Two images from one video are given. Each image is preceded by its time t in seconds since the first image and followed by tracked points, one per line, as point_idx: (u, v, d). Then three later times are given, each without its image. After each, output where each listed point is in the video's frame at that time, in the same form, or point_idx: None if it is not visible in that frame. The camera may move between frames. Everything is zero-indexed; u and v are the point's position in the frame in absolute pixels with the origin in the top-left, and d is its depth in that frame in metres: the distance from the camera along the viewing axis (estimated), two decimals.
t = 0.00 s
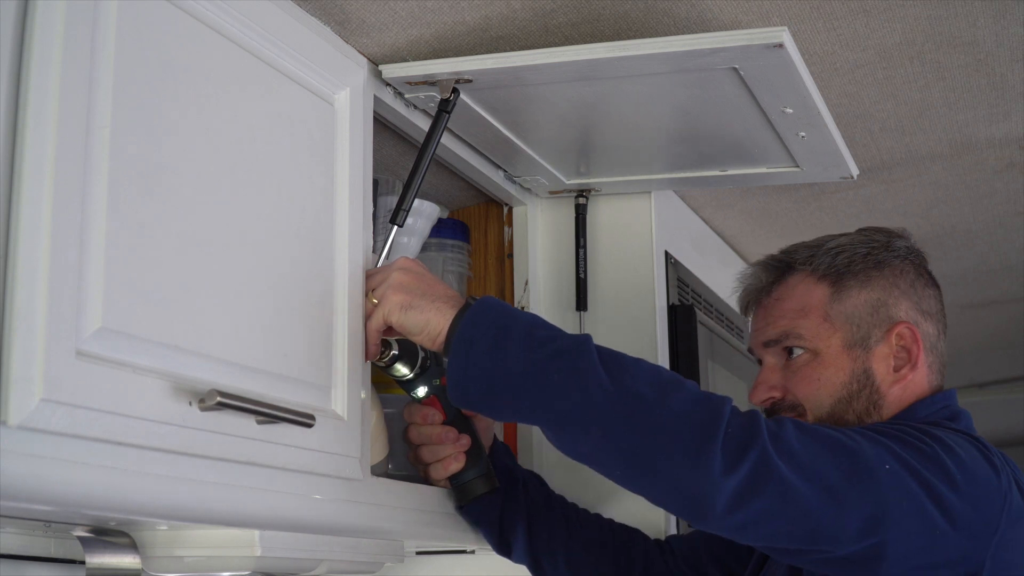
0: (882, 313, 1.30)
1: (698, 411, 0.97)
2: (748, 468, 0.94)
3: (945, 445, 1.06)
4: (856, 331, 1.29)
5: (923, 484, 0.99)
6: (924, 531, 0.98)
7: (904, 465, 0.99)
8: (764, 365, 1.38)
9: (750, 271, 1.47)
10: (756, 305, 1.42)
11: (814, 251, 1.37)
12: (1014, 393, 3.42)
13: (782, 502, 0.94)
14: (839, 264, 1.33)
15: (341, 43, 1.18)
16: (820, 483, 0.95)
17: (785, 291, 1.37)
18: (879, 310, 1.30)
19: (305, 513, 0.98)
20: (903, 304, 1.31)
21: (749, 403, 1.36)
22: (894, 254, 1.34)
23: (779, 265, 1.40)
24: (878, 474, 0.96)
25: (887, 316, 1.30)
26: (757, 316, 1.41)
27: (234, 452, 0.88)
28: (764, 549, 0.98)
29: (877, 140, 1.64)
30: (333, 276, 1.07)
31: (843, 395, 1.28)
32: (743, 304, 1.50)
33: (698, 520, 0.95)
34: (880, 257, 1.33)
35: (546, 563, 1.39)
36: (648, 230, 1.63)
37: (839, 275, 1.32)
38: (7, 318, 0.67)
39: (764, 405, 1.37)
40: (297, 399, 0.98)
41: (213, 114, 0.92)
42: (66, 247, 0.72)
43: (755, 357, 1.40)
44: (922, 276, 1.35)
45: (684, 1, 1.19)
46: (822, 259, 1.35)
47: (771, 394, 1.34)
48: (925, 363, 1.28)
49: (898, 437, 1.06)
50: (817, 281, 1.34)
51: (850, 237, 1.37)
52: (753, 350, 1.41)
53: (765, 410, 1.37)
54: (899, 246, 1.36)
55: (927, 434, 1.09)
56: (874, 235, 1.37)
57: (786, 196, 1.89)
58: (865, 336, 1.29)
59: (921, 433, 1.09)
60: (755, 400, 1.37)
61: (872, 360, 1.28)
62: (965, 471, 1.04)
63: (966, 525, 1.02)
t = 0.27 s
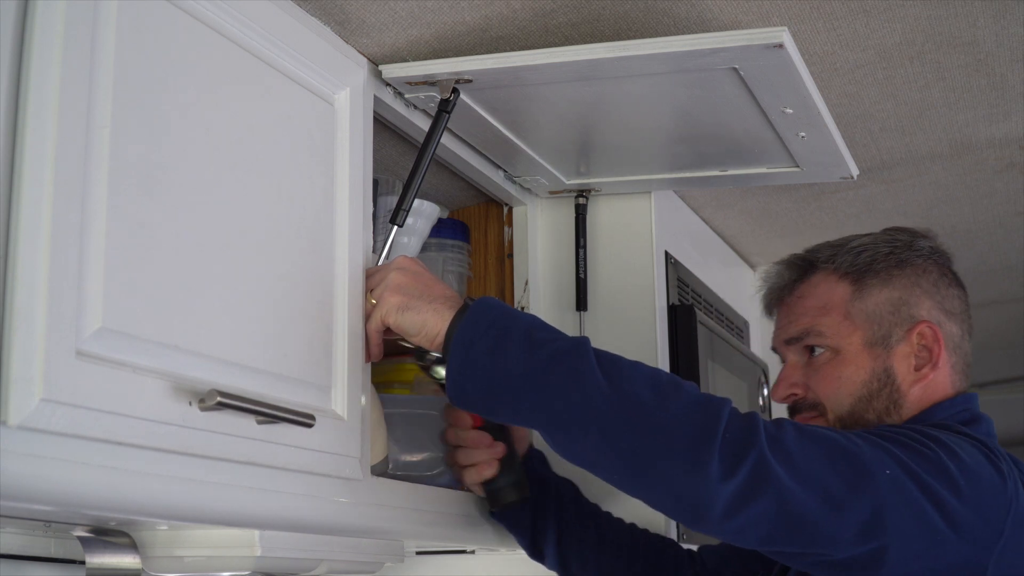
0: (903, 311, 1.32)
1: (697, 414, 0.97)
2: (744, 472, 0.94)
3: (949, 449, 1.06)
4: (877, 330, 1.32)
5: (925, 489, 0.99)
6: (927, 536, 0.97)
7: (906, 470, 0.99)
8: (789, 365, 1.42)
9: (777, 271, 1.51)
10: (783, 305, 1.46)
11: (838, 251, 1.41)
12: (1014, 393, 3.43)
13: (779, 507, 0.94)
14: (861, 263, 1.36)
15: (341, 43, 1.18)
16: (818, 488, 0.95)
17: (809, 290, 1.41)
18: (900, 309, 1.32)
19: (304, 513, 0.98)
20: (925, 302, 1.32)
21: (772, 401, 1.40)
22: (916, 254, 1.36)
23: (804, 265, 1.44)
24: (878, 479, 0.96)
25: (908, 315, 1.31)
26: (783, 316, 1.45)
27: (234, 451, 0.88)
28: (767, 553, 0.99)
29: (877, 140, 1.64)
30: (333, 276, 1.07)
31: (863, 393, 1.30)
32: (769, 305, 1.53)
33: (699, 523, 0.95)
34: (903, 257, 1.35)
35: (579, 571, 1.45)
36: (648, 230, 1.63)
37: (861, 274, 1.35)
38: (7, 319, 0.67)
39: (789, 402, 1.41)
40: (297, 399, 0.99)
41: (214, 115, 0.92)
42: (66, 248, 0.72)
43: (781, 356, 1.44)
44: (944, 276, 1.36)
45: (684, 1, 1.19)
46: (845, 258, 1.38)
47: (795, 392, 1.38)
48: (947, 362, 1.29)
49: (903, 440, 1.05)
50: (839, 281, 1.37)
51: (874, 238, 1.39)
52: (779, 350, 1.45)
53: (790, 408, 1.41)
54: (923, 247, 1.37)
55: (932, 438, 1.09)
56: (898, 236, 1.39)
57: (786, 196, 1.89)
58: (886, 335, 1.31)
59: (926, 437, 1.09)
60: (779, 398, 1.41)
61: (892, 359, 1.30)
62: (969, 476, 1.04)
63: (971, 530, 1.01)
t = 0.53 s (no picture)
0: (895, 314, 1.19)
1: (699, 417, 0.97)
2: (746, 482, 0.94)
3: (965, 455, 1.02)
4: (871, 339, 1.19)
5: (940, 498, 0.96)
6: (943, 546, 0.95)
7: (920, 479, 0.96)
8: (792, 392, 1.30)
9: (766, 292, 1.42)
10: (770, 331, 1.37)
11: (821, 262, 1.30)
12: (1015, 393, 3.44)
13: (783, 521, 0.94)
14: (842, 272, 1.25)
15: (342, 43, 1.18)
16: (824, 503, 0.94)
17: (797, 308, 1.30)
18: (891, 313, 1.19)
19: (304, 514, 0.98)
20: (916, 300, 1.19)
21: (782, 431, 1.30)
22: (898, 249, 1.23)
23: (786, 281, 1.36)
24: (886, 491, 0.94)
25: (901, 318, 1.19)
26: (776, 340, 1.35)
27: (234, 451, 0.88)
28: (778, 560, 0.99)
29: (877, 140, 1.64)
30: (333, 276, 1.07)
31: (873, 412, 1.18)
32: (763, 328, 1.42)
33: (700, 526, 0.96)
34: (885, 255, 1.23)
35: None
36: (648, 230, 1.63)
37: (846, 284, 1.24)
38: (7, 319, 0.67)
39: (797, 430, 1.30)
40: (297, 399, 0.98)
41: (214, 115, 0.92)
42: (66, 248, 0.72)
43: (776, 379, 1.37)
44: (935, 264, 1.22)
45: (684, 1, 1.19)
46: (826, 271, 1.28)
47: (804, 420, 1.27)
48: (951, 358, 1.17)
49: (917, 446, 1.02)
50: (824, 296, 1.26)
51: (849, 239, 1.29)
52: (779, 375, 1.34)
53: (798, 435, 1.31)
54: (904, 240, 1.26)
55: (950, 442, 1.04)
56: (877, 233, 1.28)
57: (786, 196, 1.89)
58: (882, 343, 1.19)
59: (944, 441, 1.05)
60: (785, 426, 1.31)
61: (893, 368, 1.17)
62: (989, 484, 0.99)
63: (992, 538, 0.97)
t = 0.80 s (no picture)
0: (839, 342, 1.22)
1: (699, 421, 0.97)
2: (747, 483, 0.94)
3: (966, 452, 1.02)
4: (823, 372, 1.22)
5: (942, 495, 0.96)
6: (947, 543, 0.95)
7: (922, 478, 0.96)
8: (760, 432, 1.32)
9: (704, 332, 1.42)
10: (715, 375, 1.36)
11: (750, 300, 1.31)
12: (1014, 393, 3.44)
13: (785, 522, 0.94)
14: (776, 311, 1.26)
15: (342, 43, 1.18)
16: (826, 504, 0.94)
17: (740, 353, 1.31)
18: (836, 342, 1.22)
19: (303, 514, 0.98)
20: (856, 322, 1.22)
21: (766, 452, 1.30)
22: (826, 273, 1.26)
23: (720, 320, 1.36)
24: (888, 490, 0.95)
25: (846, 344, 1.22)
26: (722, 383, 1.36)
27: (234, 451, 0.88)
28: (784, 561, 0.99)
29: (877, 140, 1.64)
30: (332, 276, 1.07)
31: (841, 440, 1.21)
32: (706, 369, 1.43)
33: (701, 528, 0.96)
34: (814, 283, 1.25)
35: None
36: (647, 230, 1.63)
37: (784, 322, 1.26)
38: (7, 319, 0.67)
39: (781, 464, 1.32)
40: (297, 399, 0.98)
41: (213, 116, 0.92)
42: (67, 248, 0.72)
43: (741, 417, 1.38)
44: (868, 275, 1.26)
45: (684, 1, 1.19)
46: (759, 311, 1.28)
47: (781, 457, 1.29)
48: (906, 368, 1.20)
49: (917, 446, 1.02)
50: (765, 336, 1.28)
51: (775, 271, 1.31)
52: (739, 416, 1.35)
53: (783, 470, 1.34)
54: (830, 258, 1.29)
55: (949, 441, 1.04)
56: (802, 258, 1.30)
57: (786, 196, 1.89)
58: (834, 373, 1.21)
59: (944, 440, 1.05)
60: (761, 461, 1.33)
61: (851, 393, 1.20)
62: (991, 480, 0.99)
63: (997, 534, 0.97)
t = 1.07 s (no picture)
0: (782, 376, 1.15)
1: (701, 413, 0.97)
2: (756, 470, 0.94)
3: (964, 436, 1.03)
4: (770, 408, 1.15)
5: (946, 480, 0.96)
6: (953, 527, 0.95)
7: (923, 462, 0.97)
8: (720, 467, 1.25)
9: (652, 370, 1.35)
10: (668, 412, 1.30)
11: (693, 340, 1.25)
12: (1014, 393, 3.44)
13: (791, 510, 0.93)
14: (718, 349, 1.20)
15: (342, 43, 1.18)
16: (832, 488, 0.94)
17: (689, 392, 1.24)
18: (779, 375, 1.15)
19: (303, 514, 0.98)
20: (798, 354, 1.15)
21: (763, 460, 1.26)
22: (765, 306, 1.19)
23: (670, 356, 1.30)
24: (892, 474, 0.94)
25: (790, 378, 1.15)
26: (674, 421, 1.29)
27: (234, 452, 0.88)
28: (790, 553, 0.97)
29: (877, 140, 1.64)
30: (332, 277, 1.07)
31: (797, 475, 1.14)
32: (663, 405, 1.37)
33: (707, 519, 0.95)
34: (753, 317, 1.19)
35: None
36: (648, 230, 1.63)
37: (725, 360, 1.19)
38: (7, 319, 0.67)
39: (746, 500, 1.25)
40: (297, 399, 0.98)
41: (213, 115, 0.92)
42: (67, 249, 0.72)
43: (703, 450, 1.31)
44: (806, 303, 1.19)
45: (684, 1, 1.19)
46: (701, 350, 1.22)
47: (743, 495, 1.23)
48: (854, 392, 1.13)
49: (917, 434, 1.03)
50: (709, 375, 1.21)
51: (716, 305, 1.25)
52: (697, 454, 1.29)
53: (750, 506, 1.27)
54: (768, 289, 1.22)
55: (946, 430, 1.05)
56: (740, 290, 1.24)
57: (786, 196, 1.89)
58: (783, 408, 1.14)
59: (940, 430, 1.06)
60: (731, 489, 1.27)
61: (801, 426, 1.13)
62: (991, 464, 1.00)
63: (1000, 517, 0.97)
